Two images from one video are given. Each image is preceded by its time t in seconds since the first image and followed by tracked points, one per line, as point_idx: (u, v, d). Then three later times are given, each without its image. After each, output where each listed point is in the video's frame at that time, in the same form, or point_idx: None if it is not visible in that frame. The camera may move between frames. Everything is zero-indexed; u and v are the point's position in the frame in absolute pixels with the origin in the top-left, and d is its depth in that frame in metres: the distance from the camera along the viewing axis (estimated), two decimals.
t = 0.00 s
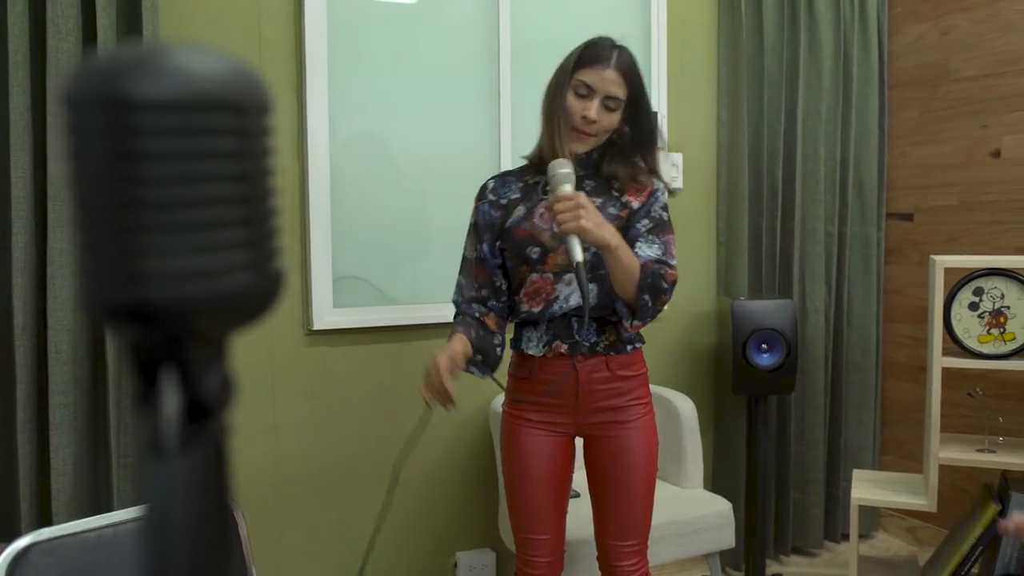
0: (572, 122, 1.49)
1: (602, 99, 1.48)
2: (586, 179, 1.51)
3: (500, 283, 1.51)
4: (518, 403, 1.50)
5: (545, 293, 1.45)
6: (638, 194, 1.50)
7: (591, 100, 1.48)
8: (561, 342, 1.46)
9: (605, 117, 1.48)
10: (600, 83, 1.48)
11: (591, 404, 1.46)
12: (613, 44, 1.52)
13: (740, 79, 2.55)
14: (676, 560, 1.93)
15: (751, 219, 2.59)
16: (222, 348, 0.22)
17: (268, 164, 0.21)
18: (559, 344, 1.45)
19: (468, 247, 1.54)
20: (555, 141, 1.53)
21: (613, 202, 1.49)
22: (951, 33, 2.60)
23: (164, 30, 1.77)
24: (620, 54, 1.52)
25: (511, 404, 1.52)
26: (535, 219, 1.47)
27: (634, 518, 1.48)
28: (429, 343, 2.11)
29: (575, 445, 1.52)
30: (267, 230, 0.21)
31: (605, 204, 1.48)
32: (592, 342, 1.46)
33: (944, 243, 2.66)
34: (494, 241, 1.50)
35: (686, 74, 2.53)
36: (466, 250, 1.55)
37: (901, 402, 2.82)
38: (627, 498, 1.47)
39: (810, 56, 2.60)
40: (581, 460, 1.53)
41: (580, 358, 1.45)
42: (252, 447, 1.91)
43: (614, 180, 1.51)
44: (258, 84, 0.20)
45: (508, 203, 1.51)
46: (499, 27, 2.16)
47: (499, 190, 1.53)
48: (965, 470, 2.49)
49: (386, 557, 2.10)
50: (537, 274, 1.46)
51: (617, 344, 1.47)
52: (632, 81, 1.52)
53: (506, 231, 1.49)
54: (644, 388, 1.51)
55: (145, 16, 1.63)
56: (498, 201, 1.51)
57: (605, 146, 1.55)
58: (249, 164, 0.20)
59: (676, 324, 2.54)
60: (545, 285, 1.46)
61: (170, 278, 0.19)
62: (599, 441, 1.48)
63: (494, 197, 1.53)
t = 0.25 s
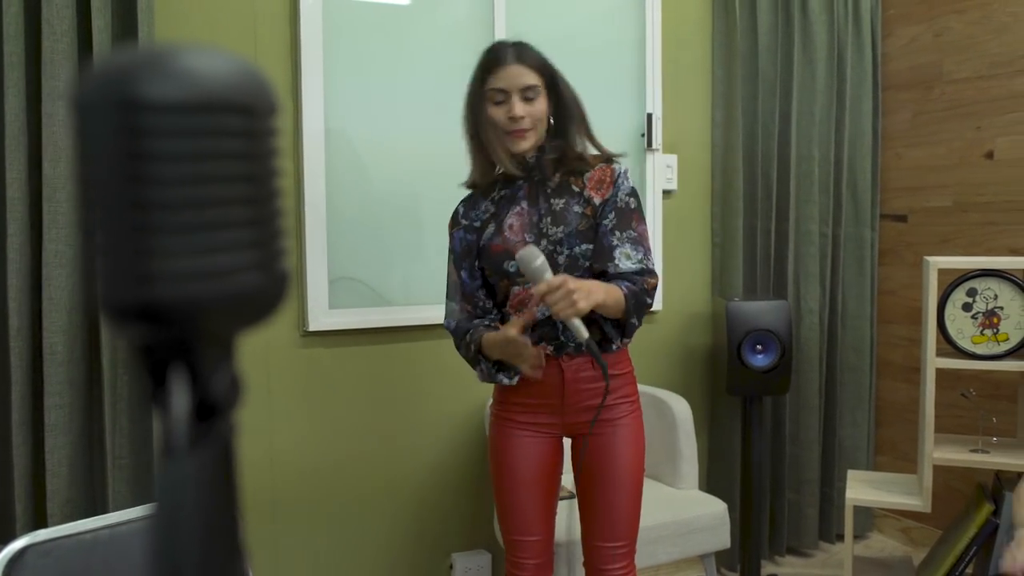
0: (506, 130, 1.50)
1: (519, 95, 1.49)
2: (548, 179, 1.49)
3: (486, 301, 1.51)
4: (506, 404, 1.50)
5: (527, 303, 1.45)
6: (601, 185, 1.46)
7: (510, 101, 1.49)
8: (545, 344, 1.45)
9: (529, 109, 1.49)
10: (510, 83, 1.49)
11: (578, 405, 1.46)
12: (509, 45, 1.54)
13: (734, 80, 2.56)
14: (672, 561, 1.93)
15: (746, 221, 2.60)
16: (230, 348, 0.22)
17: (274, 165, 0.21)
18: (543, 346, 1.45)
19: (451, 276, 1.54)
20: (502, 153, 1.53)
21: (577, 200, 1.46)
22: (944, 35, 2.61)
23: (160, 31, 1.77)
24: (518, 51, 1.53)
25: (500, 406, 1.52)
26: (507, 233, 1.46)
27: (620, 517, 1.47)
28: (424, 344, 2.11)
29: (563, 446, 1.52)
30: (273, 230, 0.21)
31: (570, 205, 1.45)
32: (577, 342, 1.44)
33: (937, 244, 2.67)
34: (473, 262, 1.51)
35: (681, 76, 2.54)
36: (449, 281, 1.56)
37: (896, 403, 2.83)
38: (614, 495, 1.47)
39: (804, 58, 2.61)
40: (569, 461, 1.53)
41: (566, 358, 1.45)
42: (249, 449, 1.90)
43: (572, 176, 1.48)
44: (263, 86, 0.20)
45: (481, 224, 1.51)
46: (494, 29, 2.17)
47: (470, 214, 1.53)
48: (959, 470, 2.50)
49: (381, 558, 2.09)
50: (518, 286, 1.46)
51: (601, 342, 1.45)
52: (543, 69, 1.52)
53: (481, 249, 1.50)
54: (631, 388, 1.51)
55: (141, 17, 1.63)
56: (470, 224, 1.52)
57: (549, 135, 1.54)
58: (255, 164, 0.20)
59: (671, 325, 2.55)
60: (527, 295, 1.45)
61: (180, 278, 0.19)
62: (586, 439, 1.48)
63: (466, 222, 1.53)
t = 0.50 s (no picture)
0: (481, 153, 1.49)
1: (468, 117, 1.48)
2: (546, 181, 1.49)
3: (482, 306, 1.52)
4: (502, 405, 1.50)
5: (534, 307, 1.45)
6: (600, 184, 1.48)
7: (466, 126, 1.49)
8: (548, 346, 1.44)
9: (484, 121, 1.48)
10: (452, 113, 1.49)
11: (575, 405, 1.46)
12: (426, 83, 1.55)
13: (732, 80, 2.56)
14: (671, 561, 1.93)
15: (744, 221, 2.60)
16: (241, 348, 0.21)
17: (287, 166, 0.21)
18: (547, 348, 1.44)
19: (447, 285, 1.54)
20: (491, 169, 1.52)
21: (578, 201, 1.47)
22: (942, 36, 2.62)
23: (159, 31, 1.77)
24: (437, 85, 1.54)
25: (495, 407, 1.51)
26: (508, 239, 1.46)
27: (615, 517, 1.47)
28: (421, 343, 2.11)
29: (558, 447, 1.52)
30: (285, 231, 0.20)
31: (573, 207, 1.46)
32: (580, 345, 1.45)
33: (935, 244, 2.68)
34: (473, 270, 1.51)
35: (679, 77, 2.54)
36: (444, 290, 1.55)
37: (894, 404, 2.83)
38: (611, 495, 1.47)
39: (803, 58, 2.61)
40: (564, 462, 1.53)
41: (567, 358, 1.45)
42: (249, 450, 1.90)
43: (569, 177, 1.48)
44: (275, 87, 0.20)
45: (478, 231, 1.50)
46: (493, 29, 2.17)
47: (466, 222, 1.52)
48: (957, 471, 2.51)
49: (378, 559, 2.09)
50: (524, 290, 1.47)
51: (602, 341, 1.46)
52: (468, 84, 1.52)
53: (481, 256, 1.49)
54: (626, 389, 1.51)
55: (140, 18, 1.62)
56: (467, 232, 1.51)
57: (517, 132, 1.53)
58: (267, 167, 0.20)
59: (669, 326, 2.55)
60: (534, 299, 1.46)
61: (193, 279, 0.19)
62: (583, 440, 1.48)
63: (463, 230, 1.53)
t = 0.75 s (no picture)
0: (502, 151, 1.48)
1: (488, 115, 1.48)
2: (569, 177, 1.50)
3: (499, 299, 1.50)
4: (511, 403, 1.50)
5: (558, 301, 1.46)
6: (623, 181, 1.51)
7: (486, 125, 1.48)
8: (565, 341, 1.45)
9: (505, 119, 1.48)
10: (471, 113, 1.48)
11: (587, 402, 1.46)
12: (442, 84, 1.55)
13: (737, 79, 2.56)
14: (676, 559, 1.93)
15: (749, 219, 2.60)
16: (258, 344, 0.22)
17: (303, 164, 0.21)
18: (565, 343, 1.45)
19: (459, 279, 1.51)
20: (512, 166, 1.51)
21: (601, 197, 1.49)
22: (949, 34, 2.61)
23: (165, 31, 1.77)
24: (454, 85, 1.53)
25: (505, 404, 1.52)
26: (531, 233, 1.45)
27: (627, 512, 1.48)
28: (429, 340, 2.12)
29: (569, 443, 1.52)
30: (301, 228, 0.21)
31: (596, 203, 1.48)
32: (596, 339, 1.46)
33: (941, 243, 2.67)
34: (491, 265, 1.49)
35: (685, 75, 2.54)
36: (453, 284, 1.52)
37: (899, 403, 2.82)
38: (621, 492, 1.48)
39: (808, 56, 2.61)
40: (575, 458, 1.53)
41: (585, 354, 1.46)
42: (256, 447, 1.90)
43: (591, 174, 1.50)
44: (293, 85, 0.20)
45: (497, 226, 1.49)
46: (498, 28, 2.17)
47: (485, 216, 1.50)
48: (963, 470, 2.50)
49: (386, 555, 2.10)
50: (547, 284, 1.47)
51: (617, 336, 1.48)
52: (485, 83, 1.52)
53: (502, 251, 1.48)
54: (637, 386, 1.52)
55: (147, 17, 1.63)
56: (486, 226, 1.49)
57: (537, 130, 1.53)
58: (284, 164, 0.20)
59: (674, 324, 2.55)
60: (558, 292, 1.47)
61: (211, 275, 0.20)
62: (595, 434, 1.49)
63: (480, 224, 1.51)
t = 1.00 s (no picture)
0: (554, 141, 1.49)
1: (545, 105, 1.49)
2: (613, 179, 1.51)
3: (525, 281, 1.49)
4: (518, 401, 1.50)
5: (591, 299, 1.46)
6: (665, 192, 1.53)
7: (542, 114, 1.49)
8: (582, 341, 1.46)
9: (561, 111, 1.49)
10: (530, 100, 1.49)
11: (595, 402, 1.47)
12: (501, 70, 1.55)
13: (742, 78, 2.55)
14: (679, 558, 1.93)
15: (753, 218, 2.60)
16: (264, 343, 0.22)
17: (308, 164, 0.21)
18: (581, 343, 1.46)
19: (491, 261, 1.48)
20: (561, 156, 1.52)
21: (645, 203, 1.50)
22: (954, 33, 2.60)
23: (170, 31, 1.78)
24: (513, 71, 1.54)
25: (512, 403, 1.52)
26: (574, 228, 1.45)
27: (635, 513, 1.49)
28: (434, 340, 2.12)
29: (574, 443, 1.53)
30: (306, 228, 0.21)
31: (639, 207, 1.49)
32: (613, 342, 1.47)
33: (946, 242, 2.67)
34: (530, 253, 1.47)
35: (689, 74, 2.53)
36: (482, 267, 1.49)
37: (904, 402, 2.82)
38: (627, 492, 1.48)
39: (813, 55, 2.60)
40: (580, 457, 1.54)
41: (601, 354, 1.47)
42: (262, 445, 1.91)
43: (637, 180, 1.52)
44: (299, 87, 0.21)
45: (541, 215, 1.47)
46: (501, 27, 2.17)
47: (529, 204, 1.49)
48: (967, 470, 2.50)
49: (390, 554, 2.10)
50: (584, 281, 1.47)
51: (630, 341, 1.50)
52: (546, 72, 1.53)
53: (543, 242, 1.46)
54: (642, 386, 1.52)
55: (152, 16, 1.63)
56: (529, 214, 1.47)
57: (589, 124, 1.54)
58: (289, 165, 0.21)
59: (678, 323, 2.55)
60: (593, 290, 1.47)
61: (217, 275, 0.20)
62: (603, 436, 1.49)
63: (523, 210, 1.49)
